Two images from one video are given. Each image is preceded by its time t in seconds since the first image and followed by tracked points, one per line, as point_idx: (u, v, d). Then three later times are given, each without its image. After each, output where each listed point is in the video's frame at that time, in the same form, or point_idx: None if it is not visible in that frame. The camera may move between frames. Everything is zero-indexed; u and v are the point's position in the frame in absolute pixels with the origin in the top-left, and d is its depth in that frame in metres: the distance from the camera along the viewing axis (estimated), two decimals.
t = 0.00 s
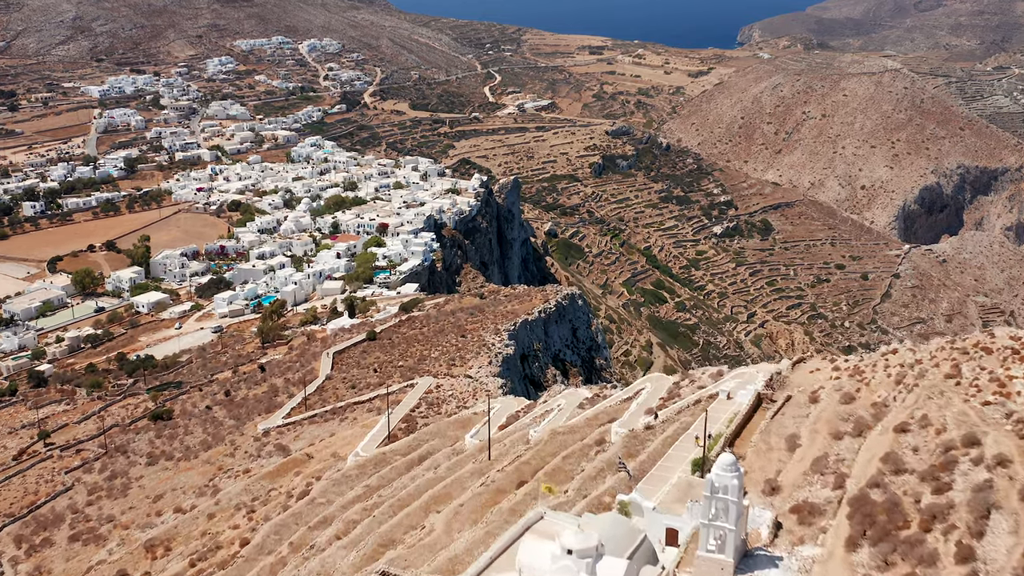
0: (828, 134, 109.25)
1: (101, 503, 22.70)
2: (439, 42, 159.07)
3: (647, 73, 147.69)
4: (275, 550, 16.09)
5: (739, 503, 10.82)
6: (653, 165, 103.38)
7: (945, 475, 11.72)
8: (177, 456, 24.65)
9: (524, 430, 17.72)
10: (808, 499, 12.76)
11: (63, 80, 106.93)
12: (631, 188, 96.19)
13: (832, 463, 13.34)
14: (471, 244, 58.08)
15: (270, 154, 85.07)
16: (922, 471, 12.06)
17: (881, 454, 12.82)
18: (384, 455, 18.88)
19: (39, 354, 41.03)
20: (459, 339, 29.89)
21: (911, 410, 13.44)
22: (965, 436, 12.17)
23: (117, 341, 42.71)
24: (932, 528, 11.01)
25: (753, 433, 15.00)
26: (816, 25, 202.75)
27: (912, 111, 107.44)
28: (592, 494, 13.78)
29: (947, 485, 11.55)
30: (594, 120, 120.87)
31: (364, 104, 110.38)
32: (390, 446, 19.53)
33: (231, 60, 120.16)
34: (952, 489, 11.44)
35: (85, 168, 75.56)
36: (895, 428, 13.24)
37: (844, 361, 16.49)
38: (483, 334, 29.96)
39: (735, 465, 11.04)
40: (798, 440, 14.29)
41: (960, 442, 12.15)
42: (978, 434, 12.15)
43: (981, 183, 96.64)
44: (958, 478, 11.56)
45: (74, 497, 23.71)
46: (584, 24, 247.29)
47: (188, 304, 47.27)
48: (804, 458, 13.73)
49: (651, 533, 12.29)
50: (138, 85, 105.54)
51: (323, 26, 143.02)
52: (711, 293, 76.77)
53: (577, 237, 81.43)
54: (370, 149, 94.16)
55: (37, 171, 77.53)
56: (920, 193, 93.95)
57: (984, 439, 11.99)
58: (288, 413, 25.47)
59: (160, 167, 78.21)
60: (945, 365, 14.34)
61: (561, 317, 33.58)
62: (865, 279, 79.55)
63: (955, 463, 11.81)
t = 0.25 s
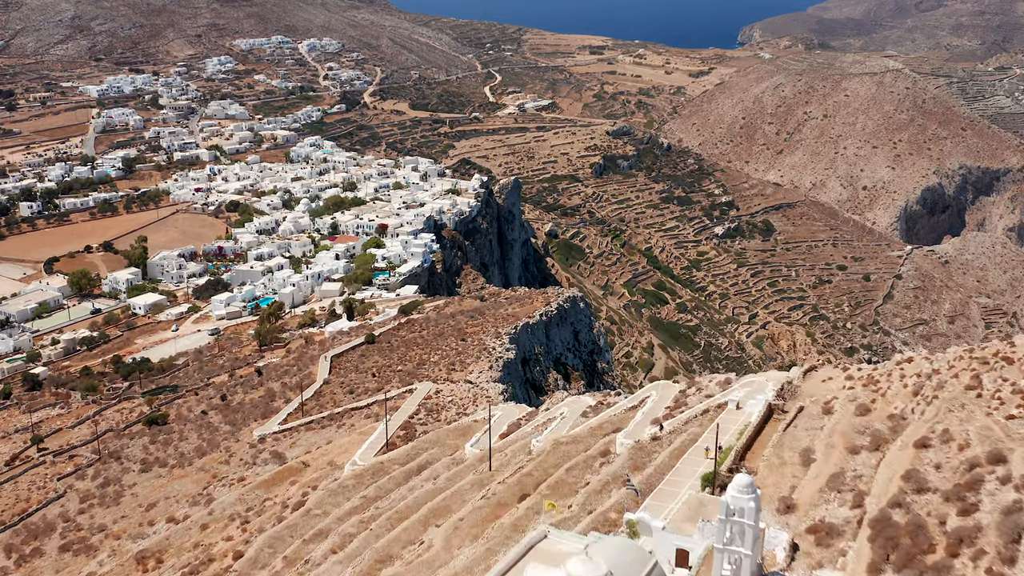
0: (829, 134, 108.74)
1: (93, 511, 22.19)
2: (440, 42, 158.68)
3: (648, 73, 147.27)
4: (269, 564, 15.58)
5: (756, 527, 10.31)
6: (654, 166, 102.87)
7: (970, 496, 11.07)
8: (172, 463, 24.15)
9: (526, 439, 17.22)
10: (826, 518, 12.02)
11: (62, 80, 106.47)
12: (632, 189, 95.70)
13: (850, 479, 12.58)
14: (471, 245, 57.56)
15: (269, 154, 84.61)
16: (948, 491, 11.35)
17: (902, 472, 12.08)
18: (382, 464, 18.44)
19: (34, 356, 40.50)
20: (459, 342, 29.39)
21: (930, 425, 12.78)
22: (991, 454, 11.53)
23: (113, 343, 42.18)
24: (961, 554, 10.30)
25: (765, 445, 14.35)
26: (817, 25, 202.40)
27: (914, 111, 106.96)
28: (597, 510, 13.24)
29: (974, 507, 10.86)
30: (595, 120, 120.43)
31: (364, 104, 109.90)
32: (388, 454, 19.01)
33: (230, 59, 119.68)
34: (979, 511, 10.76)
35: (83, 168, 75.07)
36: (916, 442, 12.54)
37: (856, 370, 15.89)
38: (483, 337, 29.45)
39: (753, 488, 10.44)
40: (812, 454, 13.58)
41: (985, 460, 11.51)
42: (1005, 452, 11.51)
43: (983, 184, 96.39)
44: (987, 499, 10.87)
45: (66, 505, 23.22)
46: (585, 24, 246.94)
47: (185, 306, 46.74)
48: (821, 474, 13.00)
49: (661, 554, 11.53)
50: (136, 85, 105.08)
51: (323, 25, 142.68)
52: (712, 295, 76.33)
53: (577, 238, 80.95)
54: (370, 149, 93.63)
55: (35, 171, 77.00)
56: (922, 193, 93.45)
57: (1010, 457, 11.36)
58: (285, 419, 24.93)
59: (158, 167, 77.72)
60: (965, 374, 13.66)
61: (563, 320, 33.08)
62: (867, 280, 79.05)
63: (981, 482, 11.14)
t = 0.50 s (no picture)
0: (831, 134, 108.18)
1: (85, 520, 21.70)
2: (440, 42, 158.22)
3: (648, 73, 146.80)
4: None
5: (774, 554, 10.02)
6: (656, 166, 102.33)
7: (998, 517, 10.54)
8: (166, 470, 23.68)
9: (528, 450, 16.74)
10: (844, 540, 11.46)
11: (61, 79, 105.99)
12: (634, 189, 95.20)
13: (868, 498, 12.06)
14: (471, 246, 57.04)
15: (268, 154, 84.12)
16: (974, 512, 10.80)
17: (924, 491, 11.54)
18: (380, 473, 17.98)
19: (29, 359, 39.98)
20: (459, 346, 28.90)
21: (952, 440, 12.23)
22: (1019, 473, 10.99)
23: (109, 346, 41.68)
24: None
25: (778, 460, 13.82)
26: (818, 26, 201.92)
27: (916, 111, 106.48)
28: (603, 527, 12.73)
29: (1003, 530, 10.32)
30: (596, 120, 119.95)
31: (364, 104, 109.39)
32: (386, 463, 18.51)
33: (230, 59, 119.19)
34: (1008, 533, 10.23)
35: (80, 168, 74.58)
36: (938, 458, 12.01)
37: (871, 380, 15.38)
38: (483, 341, 28.95)
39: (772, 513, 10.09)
40: (828, 469, 13.06)
41: (1012, 479, 10.97)
42: None
43: (985, 185, 96.32)
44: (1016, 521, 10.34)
45: (57, 513, 22.73)
46: (585, 24, 246.51)
47: (182, 308, 46.24)
48: (838, 491, 12.45)
49: None
50: (135, 85, 104.63)
51: (323, 25, 142.20)
52: (714, 296, 75.85)
53: (578, 239, 80.45)
54: (370, 149, 93.11)
55: (32, 170, 76.45)
56: (924, 194, 93.00)
57: None
58: (281, 425, 24.41)
59: (157, 167, 77.24)
60: (987, 386, 13.12)
61: (565, 323, 32.58)
62: (869, 281, 78.61)
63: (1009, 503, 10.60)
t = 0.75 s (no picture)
0: (833, 134, 107.62)
1: (76, 529, 21.20)
2: (440, 41, 157.73)
3: (649, 73, 146.32)
4: None
5: None
6: (656, 166, 101.80)
7: None
8: (160, 478, 23.17)
9: (530, 461, 16.27)
10: (865, 562, 10.74)
11: (59, 79, 105.43)
12: (635, 190, 94.69)
13: (889, 517, 11.37)
14: (471, 247, 56.53)
15: (267, 154, 83.61)
16: (1004, 535, 10.24)
17: (950, 511, 10.92)
18: (377, 483, 17.55)
19: (23, 362, 39.46)
20: (459, 350, 28.40)
21: (979, 458, 11.65)
22: None
23: (104, 348, 41.17)
24: None
25: (791, 475, 13.24)
26: (819, 25, 201.48)
27: (918, 112, 106.01)
28: (610, 545, 12.24)
29: None
30: (597, 120, 119.44)
31: (363, 103, 108.86)
32: (386, 473, 18.03)
33: (229, 58, 118.68)
34: None
35: (78, 168, 74.09)
36: (963, 477, 11.43)
37: (886, 391, 14.85)
38: (483, 345, 28.44)
39: (793, 539, 9.89)
40: (845, 486, 12.46)
41: None
42: None
43: (987, 185, 95.74)
44: None
45: (48, 522, 22.23)
46: (585, 23, 246.09)
47: (179, 309, 45.74)
48: (856, 510, 11.80)
49: None
50: (134, 85, 104.14)
51: (322, 24, 141.71)
52: (715, 296, 75.38)
53: (579, 240, 79.93)
54: (370, 149, 92.56)
55: (29, 171, 75.93)
56: (926, 194, 92.52)
57: None
58: (277, 431, 23.89)
59: (155, 168, 76.74)
60: (1011, 399, 12.61)
61: (567, 326, 32.08)
62: (871, 282, 78.14)
63: None
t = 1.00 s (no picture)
0: (835, 135, 107.04)
1: (67, 539, 20.71)
2: (441, 41, 157.26)
3: (650, 73, 145.85)
4: None
5: None
6: (658, 167, 101.27)
7: None
8: (154, 485, 22.68)
9: (533, 473, 15.85)
10: None
11: (58, 78, 104.95)
12: (636, 190, 94.19)
13: (911, 539, 10.81)
14: (471, 248, 56.02)
15: (266, 154, 83.14)
16: None
17: (977, 535, 10.35)
18: (375, 494, 17.12)
19: (18, 365, 38.98)
20: (459, 354, 27.91)
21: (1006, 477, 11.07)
22: None
23: (100, 350, 40.70)
24: None
25: (806, 491, 12.77)
26: (820, 25, 201.00)
27: (920, 112, 105.49)
28: (618, 567, 11.81)
29: None
30: (598, 120, 118.95)
31: (363, 103, 108.35)
32: (383, 483, 17.56)
33: (228, 58, 118.23)
34: None
35: (76, 168, 73.62)
36: (989, 497, 10.88)
37: (903, 402, 14.37)
38: (484, 349, 27.95)
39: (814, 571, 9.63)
40: (864, 505, 11.93)
41: None
42: None
43: (989, 186, 94.73)
44: None
45: (39, 530, 21.75)
46: (585, 23, 245.68)
47: (176, 311, 45.27)
48: (876, 532, 11.24)
49: None
50: (133, 84, 103.71)
51: (322, 24, 141.29)
52: (717, 297, 74.94)
53: (580, 240, 79.41)
54: (370, 149, 92.08)
55: (27, 170, 75.44)
56: (928, 194, 92.03)
57: None
58: (274, 437, 23.41)
59: (153, 167, 76.27)
60: None
61: (568, 329, 31.58)
62: (873, 283, 77.66)
63: None
